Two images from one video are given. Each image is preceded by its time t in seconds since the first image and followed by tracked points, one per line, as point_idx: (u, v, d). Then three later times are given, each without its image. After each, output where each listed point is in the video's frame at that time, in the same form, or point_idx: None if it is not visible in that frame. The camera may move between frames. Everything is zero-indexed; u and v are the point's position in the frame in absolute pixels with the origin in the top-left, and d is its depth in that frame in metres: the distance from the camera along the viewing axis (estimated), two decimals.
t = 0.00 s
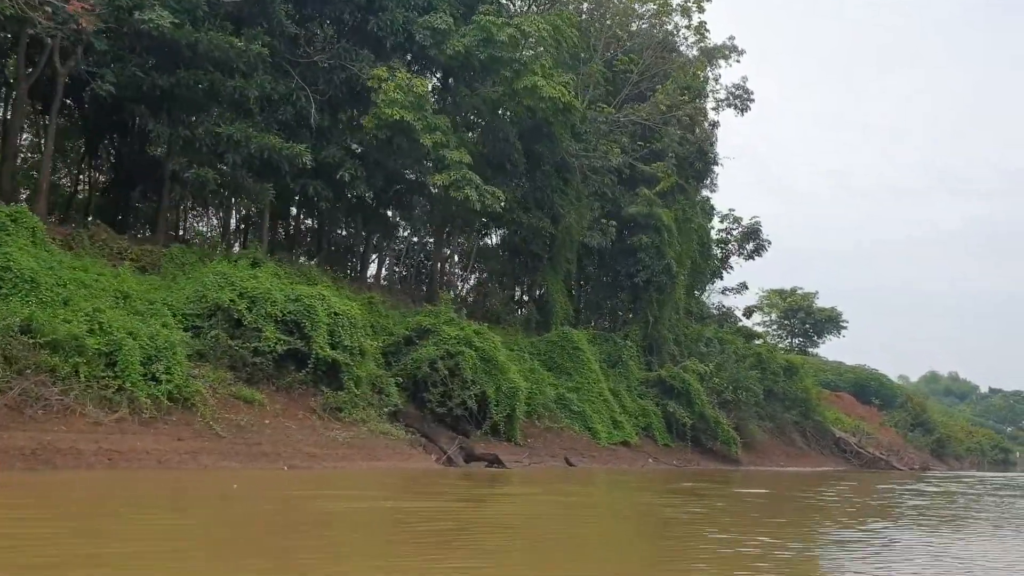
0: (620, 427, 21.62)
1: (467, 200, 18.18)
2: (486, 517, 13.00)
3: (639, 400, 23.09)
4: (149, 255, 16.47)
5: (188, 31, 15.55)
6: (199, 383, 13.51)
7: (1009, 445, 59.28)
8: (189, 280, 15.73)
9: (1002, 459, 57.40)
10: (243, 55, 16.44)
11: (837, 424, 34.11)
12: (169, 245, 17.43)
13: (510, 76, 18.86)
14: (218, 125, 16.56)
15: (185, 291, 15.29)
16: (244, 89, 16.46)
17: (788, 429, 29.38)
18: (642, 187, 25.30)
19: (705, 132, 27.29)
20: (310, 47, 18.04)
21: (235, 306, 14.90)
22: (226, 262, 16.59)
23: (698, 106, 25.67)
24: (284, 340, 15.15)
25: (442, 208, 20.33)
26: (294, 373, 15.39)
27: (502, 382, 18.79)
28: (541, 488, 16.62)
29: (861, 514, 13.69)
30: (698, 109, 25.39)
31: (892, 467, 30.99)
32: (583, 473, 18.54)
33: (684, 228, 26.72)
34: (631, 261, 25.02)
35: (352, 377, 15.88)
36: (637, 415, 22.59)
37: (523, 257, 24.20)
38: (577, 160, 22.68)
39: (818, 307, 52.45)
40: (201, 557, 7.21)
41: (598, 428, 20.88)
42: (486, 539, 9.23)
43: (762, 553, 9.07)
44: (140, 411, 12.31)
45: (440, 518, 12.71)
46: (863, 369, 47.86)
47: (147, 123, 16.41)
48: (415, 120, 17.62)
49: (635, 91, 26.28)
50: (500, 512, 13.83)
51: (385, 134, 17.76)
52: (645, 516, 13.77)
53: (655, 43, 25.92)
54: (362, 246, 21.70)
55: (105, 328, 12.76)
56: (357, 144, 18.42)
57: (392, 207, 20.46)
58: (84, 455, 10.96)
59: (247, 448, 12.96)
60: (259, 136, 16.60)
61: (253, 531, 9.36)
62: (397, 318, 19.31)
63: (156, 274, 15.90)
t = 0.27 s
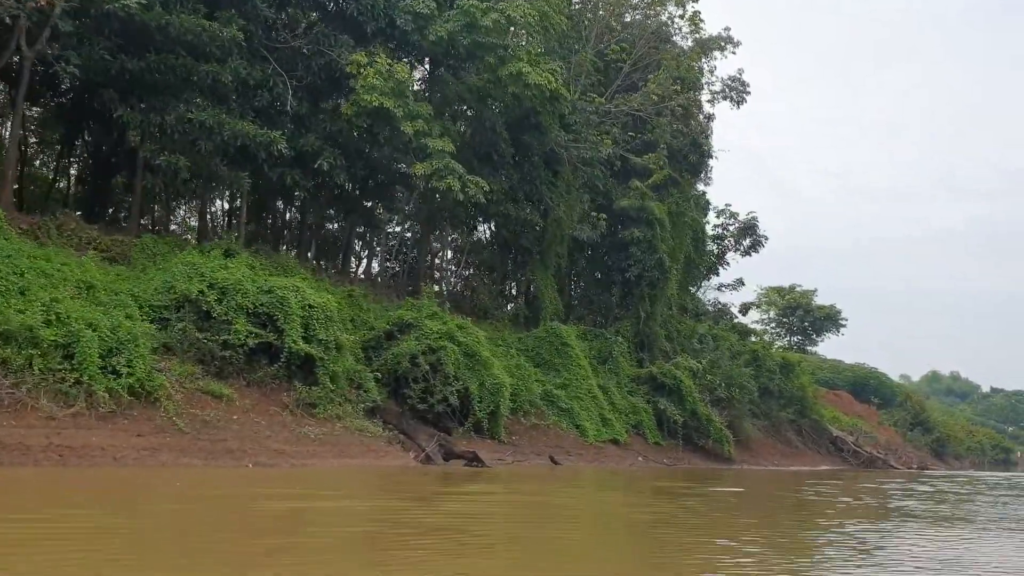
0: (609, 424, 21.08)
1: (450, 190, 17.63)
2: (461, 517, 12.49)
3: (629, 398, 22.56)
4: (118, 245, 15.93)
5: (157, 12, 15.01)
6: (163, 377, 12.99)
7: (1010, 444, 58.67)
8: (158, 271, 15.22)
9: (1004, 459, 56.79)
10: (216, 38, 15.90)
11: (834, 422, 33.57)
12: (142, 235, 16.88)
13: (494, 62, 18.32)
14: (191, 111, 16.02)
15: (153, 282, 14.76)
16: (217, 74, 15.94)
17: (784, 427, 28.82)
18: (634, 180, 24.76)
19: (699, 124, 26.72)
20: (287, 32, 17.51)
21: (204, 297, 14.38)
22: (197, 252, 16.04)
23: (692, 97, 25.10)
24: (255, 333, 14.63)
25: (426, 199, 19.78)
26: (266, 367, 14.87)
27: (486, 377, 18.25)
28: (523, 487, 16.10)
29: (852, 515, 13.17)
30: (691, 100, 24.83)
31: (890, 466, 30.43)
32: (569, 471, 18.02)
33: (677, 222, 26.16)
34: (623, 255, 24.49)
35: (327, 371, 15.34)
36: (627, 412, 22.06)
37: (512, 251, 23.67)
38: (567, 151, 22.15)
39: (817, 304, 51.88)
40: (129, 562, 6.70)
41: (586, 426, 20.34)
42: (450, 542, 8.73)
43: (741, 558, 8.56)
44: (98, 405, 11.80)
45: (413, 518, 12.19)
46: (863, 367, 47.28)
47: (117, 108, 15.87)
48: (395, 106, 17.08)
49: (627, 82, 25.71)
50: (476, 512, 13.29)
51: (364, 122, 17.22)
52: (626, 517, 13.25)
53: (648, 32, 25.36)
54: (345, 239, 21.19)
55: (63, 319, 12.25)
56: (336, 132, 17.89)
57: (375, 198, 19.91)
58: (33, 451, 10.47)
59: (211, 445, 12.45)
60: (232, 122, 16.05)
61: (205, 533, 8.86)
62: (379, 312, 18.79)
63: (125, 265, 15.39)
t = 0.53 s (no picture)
0: (598, 421, 20.53)
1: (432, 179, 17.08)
2: (434, 515, 11.97)
3: (620, 394, 22.01)
4: (87, 234, 15.37)
5: None
6: (125, 369, 12.46)
7: (1012, 444, 58.09)
8: (126, 260, 14.69)
9: (1006, 459, 56.27)
10: (190, 20, 15.34)
11: (832, 421, 33.00)
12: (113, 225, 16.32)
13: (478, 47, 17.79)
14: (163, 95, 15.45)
15: (120, 272, 14.22)
16: (188, 57, 15.40)
17: (780, 426, 28.27)
18: (627, 172, 24.22)
19: (694, 116, 26.16)
20: (264, 15, 16.94)
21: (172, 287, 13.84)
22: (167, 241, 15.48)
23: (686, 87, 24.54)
24: (225, 325, 14.10)
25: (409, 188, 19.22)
26: (237, 361, 14.32)
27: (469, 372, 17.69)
28: (505, 485, 15.56)
29: (844, 516, 12.63)
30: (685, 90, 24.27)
31: (889, 465, 29.87)
32: (554, 469, 17.47)
33: (671, 215, 25.60)
34: (615, 249, 23.94)
35: (301, 365, 14.79)
36: (617, 409, 21.51)
37: (501, 243, 23.11)
38: (556, 141, 21.60)
39: (817, 302, 51.33)
40: (47, 564, 6.18)
41: (574, 423, 19.79)
42: (409, 543, 8.21)
43: (719, 561, 8.03)
44: (52, 398, 11.28)
45: (383, 517, 11.65)
46: (862, 365, 46.77)
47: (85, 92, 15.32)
48: (374, 92, 16.53)
49: (620, 72, 25.17)
50: (452, 511, 12.76)
51: (343, 108, 16.67)
52: (607, 516, 12.72)
53: (642, 21, 24.81)
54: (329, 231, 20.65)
55: (19, 308, 11.73)
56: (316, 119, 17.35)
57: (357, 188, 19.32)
58: None
59: (173, 440, 11.91)
60: (206, 107, 15.48)
61: (150, 532, 8.34)
62: (359, 305, 18.22)
63: (92, 255, 14.87)
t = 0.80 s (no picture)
0: (584, 419, 20.00)
1: (411, 167, 16.57)
2: (404, 514, 11.46)
3: (608, 391, 21.48)
4: (51, 223, 14.85)
5: None
6: (81, 362, 11.96)
7: (1011, 444, 57.58)
8: (90, 250, 14.17)
9: (1005, 459, 55.76)
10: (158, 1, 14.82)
11: (827, 420, 32.46)
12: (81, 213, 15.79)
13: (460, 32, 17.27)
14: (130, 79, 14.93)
15: (82, 262, 13.71)
16: (156, 40, 14.89)
17: (773, 424, 27.75)
18: (617, 164, 23.69)
19: (686, 108, 25.64)
20: None
21: (135, 278, 13.33)
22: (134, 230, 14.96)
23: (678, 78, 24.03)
24: (190, 317, 13.59)
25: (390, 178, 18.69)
26: (203, 355, 13.81)
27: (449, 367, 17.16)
28: (484, 485, 15.03)
29: (832, 518, 12.12)
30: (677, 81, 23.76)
31: (885, 465, 29.35)
32: (536, 468, 16.95)
33: (662, 209, 25.09)
34: (604, 243, 23.42)
35: (270, 359, 14.27)
36: (605, 406, 20.98)
37: (487, 237, 22.59)
38: (543, 131, 21.09)
39: (814, 300, 50.83)
40: None
41: (559, 421, 19.26)
42: (362, 545, 7.70)
43: (693, 565, 7.53)
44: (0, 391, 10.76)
45: (348, 516, 11.13)
46: (860, 364, 46.26)
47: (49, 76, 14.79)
48: (351, 77, 16.00)
49: (611, 63, 24.65)
50: (423, 511, 12.23)
51: (319, 94, 16.14)
52: (586, 516, 12.21)
53: (632, 11, 24.30)
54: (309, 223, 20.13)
55: None
56: (291, 107, 16.82)
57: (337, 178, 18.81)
58: None
59: (129, 435, 11.41)
60: (175, 92, 14.96)
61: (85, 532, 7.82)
62: (337, 298, 17.68)
63: (55, 244, 14.35)
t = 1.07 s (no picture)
0: (570, 416, 19.44)
1: (388, 156, 16.01)
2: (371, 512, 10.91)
3: (596, 388, 20.93)
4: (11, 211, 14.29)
5: None
6: (32, 354, 11.43)
7: (1011, 444, 57.04)
8: (50, 239, 13.62)
9: (1005, 459, 55.24)
10: None
11: (823, 418, 31.91)
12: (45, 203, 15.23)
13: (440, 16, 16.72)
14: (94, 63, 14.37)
15: (40, 251, 13.16)
16: (122, 21, 14.33)
17: (767, 423, 27.20)
18: (606, 156, 23.14)
19: (678, 99, 25.09)
20: None
21: (94, 268, 12.78)
22: (97, 218, 14.41)
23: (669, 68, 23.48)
24: (152, 308, 13.06)
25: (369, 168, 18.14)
26: (166, 348, 13.28)
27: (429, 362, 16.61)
28: (461, 484, 14.48)
29: (820, 520, 11.57)
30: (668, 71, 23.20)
31: (881, 465, 28.79)
32: (517, 466, 16.40)
33: (653, 203, 24.53)
34: (593, 236, 22.87)
35: (237, 353, 13.74)
36: (592, 403, 20.41)
37: (473, 230, 22.03)
38: (530, 121, 20.54)
39: (811, 297, 50.29)
40: None
41: (544, 418, 18.71)
42: (310, 544, 7.15)
43: (665, 568, 6.98)
44: None
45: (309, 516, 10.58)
46: (857, 363, 45.71)
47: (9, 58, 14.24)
48: (325, 62, 15.45)
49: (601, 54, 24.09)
50: (391, 511, 11.68)
51: (292, 79, 15.59)
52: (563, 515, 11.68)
53: None
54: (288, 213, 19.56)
55: None
56: (265, 92, 16.29)
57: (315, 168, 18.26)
58: None
59: (81, 431, 10.87)
60: (141, 75, 14.41)
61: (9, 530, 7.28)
62: (313, 291, 17.13)
63: (14, 233, 13.80)
